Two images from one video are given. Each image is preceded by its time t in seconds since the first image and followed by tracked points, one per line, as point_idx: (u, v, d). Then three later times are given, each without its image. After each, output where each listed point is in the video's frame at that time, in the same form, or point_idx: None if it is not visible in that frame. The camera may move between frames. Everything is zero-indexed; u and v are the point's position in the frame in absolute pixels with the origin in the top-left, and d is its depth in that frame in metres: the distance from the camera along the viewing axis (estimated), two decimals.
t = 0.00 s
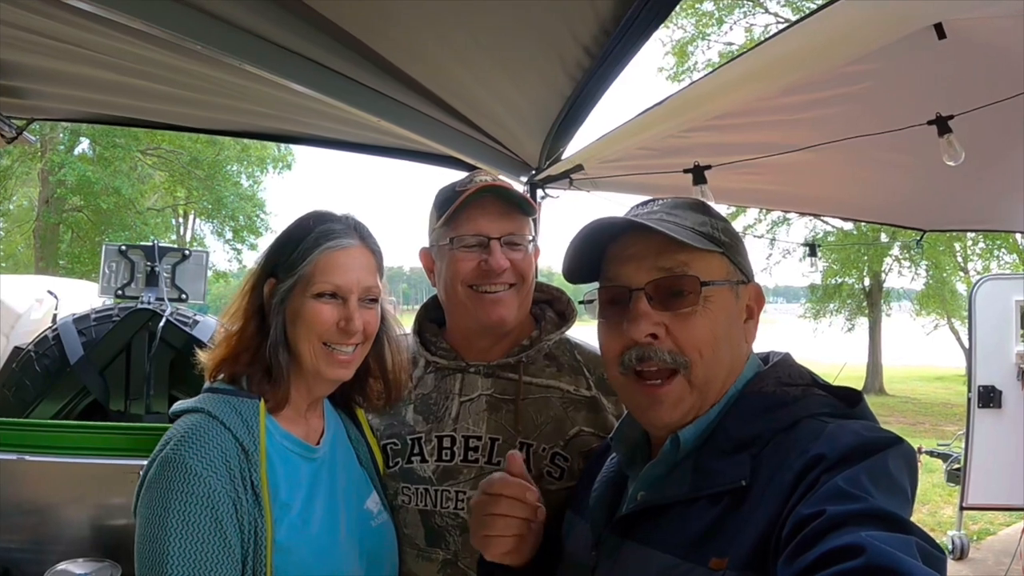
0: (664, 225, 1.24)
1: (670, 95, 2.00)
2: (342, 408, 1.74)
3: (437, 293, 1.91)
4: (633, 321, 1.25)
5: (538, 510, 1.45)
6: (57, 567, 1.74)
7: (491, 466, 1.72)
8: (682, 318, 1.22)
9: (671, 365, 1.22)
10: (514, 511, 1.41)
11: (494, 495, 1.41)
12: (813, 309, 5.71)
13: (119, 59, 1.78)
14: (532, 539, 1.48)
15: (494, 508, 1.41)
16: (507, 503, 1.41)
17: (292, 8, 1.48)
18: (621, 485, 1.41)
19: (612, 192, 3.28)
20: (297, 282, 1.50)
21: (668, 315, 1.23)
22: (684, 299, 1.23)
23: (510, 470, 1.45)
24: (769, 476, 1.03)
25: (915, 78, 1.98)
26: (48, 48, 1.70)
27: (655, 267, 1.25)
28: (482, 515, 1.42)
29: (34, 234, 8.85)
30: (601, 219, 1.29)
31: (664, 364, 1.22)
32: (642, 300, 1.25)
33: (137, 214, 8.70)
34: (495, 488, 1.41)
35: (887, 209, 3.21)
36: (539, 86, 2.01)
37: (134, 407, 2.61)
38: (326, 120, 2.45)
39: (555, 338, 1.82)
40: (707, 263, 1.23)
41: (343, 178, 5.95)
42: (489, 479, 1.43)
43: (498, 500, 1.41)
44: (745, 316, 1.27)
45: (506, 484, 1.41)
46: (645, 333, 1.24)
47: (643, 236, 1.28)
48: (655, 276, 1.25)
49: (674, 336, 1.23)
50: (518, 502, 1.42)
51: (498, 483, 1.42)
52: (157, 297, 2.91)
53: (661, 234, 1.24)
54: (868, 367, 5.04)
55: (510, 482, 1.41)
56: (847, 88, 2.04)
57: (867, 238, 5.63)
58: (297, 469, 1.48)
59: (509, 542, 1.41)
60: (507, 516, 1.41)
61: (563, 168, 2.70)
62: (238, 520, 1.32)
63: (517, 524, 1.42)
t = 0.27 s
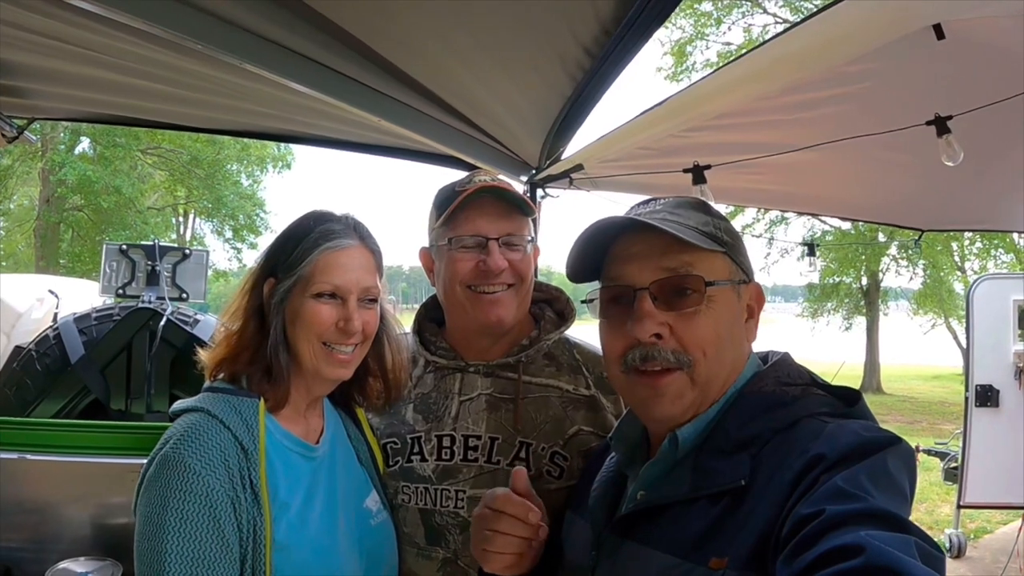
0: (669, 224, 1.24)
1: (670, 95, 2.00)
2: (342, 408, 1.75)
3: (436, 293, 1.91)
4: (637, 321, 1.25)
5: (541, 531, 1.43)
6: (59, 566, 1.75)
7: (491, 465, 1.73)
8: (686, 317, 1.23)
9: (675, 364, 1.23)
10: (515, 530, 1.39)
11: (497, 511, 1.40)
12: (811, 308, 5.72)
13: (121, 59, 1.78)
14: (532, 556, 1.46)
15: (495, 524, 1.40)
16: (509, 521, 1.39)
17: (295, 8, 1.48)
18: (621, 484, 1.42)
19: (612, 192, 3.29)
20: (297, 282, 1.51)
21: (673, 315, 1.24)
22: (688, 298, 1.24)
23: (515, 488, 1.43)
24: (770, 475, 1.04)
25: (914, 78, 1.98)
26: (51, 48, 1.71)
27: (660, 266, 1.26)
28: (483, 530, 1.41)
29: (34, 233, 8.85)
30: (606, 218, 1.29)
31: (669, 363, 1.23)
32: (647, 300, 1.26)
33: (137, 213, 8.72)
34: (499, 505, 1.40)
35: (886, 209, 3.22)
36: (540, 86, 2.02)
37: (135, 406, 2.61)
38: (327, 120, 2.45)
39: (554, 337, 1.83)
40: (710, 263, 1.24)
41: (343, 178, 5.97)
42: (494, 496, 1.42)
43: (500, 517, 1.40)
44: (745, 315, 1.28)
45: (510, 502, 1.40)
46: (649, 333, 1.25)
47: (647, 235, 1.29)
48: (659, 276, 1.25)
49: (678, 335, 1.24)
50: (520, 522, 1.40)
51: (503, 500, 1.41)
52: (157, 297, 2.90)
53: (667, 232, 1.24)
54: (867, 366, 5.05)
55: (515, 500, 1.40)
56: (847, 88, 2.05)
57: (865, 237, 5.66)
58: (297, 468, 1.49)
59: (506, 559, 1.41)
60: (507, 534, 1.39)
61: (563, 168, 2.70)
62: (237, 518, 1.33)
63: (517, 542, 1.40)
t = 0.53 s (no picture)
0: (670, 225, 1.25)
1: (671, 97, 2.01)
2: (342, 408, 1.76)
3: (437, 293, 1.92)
4: (638, 321, 1.26)
5: None
6: (62, 565, 1.76)
7: (491, 465, 1.74)
8: (686, 317, 1.24)
9: (676, 364, 1.23)
10: None
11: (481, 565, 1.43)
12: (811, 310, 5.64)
13: (124, 60, 1.80)
14: None
15: None
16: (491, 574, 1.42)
17: (296, 11, 1.49)
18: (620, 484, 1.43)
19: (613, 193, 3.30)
20: (299, 283, 1.52)
21: (673, 315, 1.24)
22: (688, 299, 1.25)
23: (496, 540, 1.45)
24: (769, 476, 1.05)
25: (913, 80, 1.99)
26: (55, 50, 1.72)
27: (662, 267, 1.26)
28: None
29: (37, 234, 8.87)
30: (607, 219, 1.30)
31: (670, 363, 1.24)
32: (648, 301, 1.27)
33: (140, 214, 8.74)
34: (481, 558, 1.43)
35: (886, 211, 3.23)
36: (541, 87, 2.03)
37: (138, 406, 2.62)
38: (329, 122, 2.47)
39: (555, 338, 1.84)
40: (712, 264, 1.25)
41: (345, 179, 6.00)
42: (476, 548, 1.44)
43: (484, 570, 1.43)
44: (744, 315, 1.29)
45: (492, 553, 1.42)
46: (650, 333, 1.26)
47: (647, 236, 1.30)
48: (660, 277, 1.26)
49: (679, 335, 1.25)
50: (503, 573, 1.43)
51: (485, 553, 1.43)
52: (161, 297, 2.90)
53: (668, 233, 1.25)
54: (868, 368, 5.06)
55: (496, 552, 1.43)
56: (846, 90, 2.06)
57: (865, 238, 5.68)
58: (299, 467, 1.50)
59: None
60: None
61: (564, 169, 2.71)
62: (239, 517, 1.34)
63: None
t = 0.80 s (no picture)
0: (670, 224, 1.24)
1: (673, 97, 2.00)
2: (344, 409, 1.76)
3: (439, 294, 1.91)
4: (639, 322, 1.26)
5: None
6: (64, 566, 1.75)
7: (494, 466, 1.72)
8: (688, 318, 1.23)
9: (677, 366, 1.22)
10: None
11: None
12: (815, 309, 5.70)
13: (125, 61, 1.79)
14: None
15: None
16: None
17: (296, 11, 1.49)
18: (620, 485, 1.42)
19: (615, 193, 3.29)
20: (301, 284, 1.51)
21: (674, 316, 1.24)
22: (689, 299, 1.24)
23: None
24: (769, 476, 1.04)
25: (917, 79, 1.98)
26: (55, 51, 1.71)
27: (662, 268, 1.25)
28: None
29: (37, 235, 8.86)
30: (607, 219, 1.29)
31: (671, 365, 1.23)
32: (648, 301, 1.26)
33: (141, 215, 8.75)
34: None
35: (891, 210, 3.22)
36: (543, 87, 2.02)
37: (139, 407, 2.62)
38: (330, 122, 2.46)
39: (558, 339, 1.83)
40: (712, 264, 1.24)
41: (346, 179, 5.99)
42: None
43: None
44: (746, 315, 1.28)
45: None
46: (652, 334, 1.25)
47: (647, 236, 1.28)
48: (660, 278, 1.25)
49: (680, 336, 1.24)
50: None
51: None
52: (162, 298, 2.89)
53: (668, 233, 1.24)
54: (872, 368, 5.04)
55: None
56: (849, 88, 2.05)
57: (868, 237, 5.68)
58: (302, 467, 1.49)
59: None
60: None
61: (566, 169, 2.70)
62: (243, 516, 1.33)
63: None
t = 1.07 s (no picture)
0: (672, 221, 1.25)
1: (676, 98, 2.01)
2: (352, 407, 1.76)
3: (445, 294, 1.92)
4: (644, 317, 1.26)
5: None
6: (71, 563, 1.77)
7: (501, 465, 1.73)
8: (690, 317, 1.24)
9: (680, 364, 1.23)
10: None
11: None
12: (821, 309, 5.65)
13: (133, 62, 1.80)
14: None
15: None
16: None
17: (301, 12, 1.50)
18: (620, 485, 1.44)
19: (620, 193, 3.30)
20: (309, 285, 1.52)
21: (677, 314, 1.24)
22: (692, 299, 1.24)
23: None
24: (768, 477, 1.04)
25: (922, 80, 1.98)
26: (64, 53, 1.73)
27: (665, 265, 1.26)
28: None
29: (45, 233, 8.90)
30: (610, 216, 1.30)
31: (674, 362, 1.23)
32: (650, 299, 1.26)
33: (148, 213, 8.77)
34: None
35: (897, 210, 3.22)
36: (547, 88, 2.03)
37: (147, 406, 2.64)
38: (337, 122, 2.47)
39: (565, 339, 1.84)
40: (713, 263, 1.25)
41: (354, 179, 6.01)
42: None
43: None
44: (746, 315, 1.29)
45: None
46: (656, 331, 1.25)
47: (649, 233, 1.30)
48: (664, 276, 1.26)
49: (683, 334, 1.24)
50: None
51: None
52: (169, 298, 2.93)
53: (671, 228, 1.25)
54: (877, 367, 5.04)
55: None
56: (854, 89, 2.05)
57: (874, 237, 5.68)
58: (311, 466, 1.50)
59: None
60: None
61: (571, 169, 2.71)
62: (252, 514, 1.34)
63: None
